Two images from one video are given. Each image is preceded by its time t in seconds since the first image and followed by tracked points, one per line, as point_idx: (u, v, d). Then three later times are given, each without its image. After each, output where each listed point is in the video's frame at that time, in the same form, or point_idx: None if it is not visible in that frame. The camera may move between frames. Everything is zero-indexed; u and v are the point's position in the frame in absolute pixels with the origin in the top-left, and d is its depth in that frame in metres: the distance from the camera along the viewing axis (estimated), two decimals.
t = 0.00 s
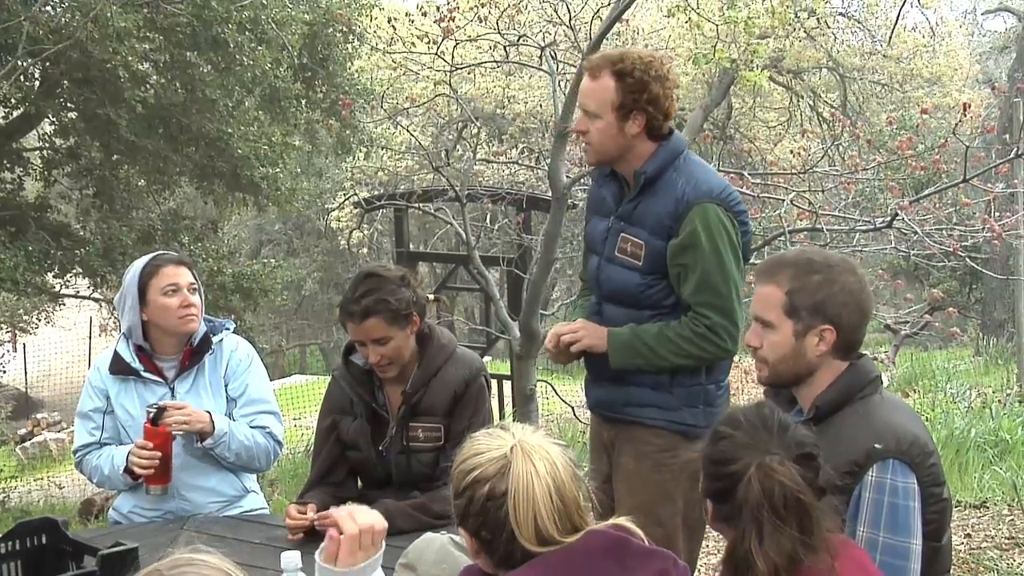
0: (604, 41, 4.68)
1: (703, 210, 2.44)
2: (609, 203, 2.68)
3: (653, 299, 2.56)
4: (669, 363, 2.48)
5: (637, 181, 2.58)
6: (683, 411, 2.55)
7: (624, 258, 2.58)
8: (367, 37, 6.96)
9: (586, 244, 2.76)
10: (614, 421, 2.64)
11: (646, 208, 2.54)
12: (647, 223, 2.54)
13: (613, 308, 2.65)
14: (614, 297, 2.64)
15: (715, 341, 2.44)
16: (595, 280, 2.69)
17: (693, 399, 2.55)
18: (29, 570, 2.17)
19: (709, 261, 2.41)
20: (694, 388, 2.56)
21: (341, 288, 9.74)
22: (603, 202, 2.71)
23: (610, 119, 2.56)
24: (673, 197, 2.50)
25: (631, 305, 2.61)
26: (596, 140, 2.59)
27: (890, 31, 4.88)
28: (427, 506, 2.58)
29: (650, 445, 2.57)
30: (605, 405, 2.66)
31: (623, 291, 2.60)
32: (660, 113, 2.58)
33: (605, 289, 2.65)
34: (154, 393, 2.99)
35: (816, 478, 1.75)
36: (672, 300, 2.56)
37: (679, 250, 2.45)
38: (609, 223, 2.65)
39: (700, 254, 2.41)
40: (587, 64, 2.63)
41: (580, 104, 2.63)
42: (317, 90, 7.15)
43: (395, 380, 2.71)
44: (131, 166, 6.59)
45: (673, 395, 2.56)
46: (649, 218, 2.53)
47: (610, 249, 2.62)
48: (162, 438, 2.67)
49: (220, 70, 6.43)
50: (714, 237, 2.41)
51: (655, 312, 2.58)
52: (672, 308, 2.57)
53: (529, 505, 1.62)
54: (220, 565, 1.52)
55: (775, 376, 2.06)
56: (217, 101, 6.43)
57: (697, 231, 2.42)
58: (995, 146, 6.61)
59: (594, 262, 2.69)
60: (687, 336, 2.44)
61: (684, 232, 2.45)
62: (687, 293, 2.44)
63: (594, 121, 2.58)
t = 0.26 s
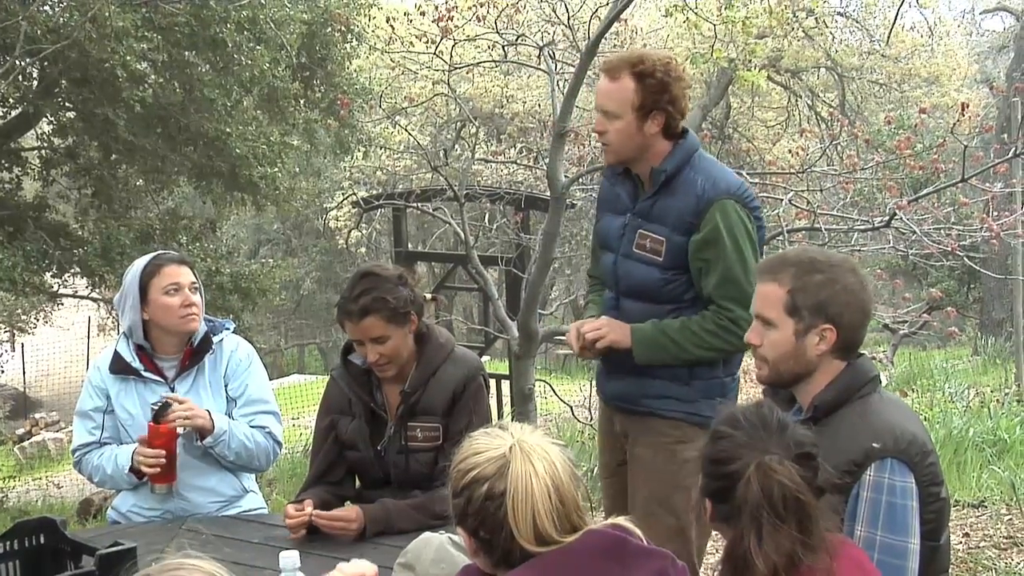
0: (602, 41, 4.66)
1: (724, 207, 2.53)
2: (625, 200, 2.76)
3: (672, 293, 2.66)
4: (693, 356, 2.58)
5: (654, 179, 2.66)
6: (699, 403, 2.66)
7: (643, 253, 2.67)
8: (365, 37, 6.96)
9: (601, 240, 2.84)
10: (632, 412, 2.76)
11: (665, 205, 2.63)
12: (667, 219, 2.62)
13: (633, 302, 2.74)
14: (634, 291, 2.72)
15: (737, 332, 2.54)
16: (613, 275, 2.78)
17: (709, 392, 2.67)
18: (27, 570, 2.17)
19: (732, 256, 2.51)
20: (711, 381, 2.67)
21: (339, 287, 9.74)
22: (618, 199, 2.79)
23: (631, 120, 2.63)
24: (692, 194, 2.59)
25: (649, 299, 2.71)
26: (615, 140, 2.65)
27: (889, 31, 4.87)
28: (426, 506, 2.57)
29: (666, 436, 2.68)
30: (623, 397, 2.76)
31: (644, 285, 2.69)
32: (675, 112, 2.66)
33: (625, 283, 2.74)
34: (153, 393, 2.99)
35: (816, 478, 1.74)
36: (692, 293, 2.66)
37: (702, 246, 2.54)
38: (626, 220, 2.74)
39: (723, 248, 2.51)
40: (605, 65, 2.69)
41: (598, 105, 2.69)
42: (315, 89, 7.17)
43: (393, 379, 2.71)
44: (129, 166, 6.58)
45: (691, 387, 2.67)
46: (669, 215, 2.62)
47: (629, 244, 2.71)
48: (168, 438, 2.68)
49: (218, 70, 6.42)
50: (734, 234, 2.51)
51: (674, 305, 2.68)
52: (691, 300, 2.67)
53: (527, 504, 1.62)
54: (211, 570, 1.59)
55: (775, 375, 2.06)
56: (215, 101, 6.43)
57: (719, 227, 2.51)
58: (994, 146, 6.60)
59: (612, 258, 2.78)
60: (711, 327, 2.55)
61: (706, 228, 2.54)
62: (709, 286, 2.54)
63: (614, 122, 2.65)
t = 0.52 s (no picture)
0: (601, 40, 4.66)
1: (739, 201, 2.57)
2: (633, 200, 2.76)
3: (688, 289, 2.67)
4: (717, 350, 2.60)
5: (668, 177, 2.67)
6: (716, 396, 2.69)
7: (658, 251, 2.68)
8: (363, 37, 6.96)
9: (606, 241, 2.84)
10: (645, 409, 2.74)
11: (681, 201, 2.64)
12: (683, 216, 2.64)
13: (648, 299, 2.74)
14: (648, 289, 2.72)
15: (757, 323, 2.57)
16: (624, 274, 2.77)
17: (724, 384, 2.70)
18: (25, 571, 2.17)
19: (751, 248, 2.53)
20: (725, 374, 2.71)
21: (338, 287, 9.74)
22: (625, 199, 2.79)
23: (665, 121, 2.63)
24: (707, 190, 2.61)
25: (663, 295, 2.71)
26: (653, 141, 2.63)
27: (887, 31, 4.87)
28: (424, 506, 2.57)
29: (682, 431, 2.68)
30: (636, 394, 2.74)
31: (661, 283, 2.69)
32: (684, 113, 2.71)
33: (638, 281, 2.73)
34: (152, 392, 2.98)
35: (813, 478, 1.74)
36: (706, 288, 2.68)
37: (720, 240, 2.56)
38: (636, 219, 2.74)
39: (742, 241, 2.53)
40: (625, 67, 2.67)
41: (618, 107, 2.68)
42: (313, 90, 7.19)
43: (389, 379, 2.71)
44: (127, 166, 6.58)
45: (707, 380, 2.69)
46: (686, 211, 2.63)
47: (641, 242, 2.71)
48: (169, 441, 2.69)
49: (216, 69, 6.41)
50: (751, 227, 2.55)
51: (689, 300, 2.69)
52: (705, 295, 2.69)
53: (525, 503, 1.62)
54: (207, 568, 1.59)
55: (773, 375, 2.05)
56: (213, 101, 6.42)
57: (738, 221, 2.53)
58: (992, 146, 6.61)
59: (622, 257, 2.77)
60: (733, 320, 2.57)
61: (724, 222, 2.56)
62: (728, 280, 2.55)
63: (651, 124, 2.62)
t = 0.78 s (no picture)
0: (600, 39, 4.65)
1: (747, 199, 2.60)
2: (637, 201, 2.76)
3: (699, 286, 2.67)
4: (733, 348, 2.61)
5: (675, 176, 2.68)
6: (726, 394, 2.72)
7: (668, 250, 2.68)
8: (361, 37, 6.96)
9: (609, 243, 2.83)
10: (656, 408, 2.73)
11: (690, 200, 2.65)
12: (693, 214, 2.65)
13: (658, 298, 2.73)
14: (658, 288, 2.71)
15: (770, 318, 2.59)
16: (632, 274, 2.76)
17: (733, 382, 2.74)
18: (24, 571, 2.17)
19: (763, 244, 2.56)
20: (734, 371, 2.74)
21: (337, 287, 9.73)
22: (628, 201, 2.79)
23: (672, 123, 2.64)
24: (717, 188, 2.63)
25: (674, 294, 2.70)
26: (661, 141, 2.62)
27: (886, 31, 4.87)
28: (423, 506, 2.57)
29: (694, 428, 2.68)
30: (648, 393, 2.74)
31: (671, 281, 2.68)
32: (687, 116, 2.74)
33: (647, 281, 2.73)
34: (151, 392, 2.98)
35: (812, 477, 1.74)
36: (715, 286, 2.69)
37: (732, 237, 2.57)
38: (642, 220, 2.74)
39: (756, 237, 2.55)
40: (631, 70, 2.69)
41: (623, 109, 2.68)
42: (312, 89, 7.21)
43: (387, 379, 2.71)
44: (126, 166, 6.58)
45: (718, 378, 2.71)
46: (696, 209, 2.64)
47: (649, 242, 2.71)
48: (176, 434, 2.77)
49: (215, 69, 6.40)
50: (762, 223, 2.58)
51: (700, 298, 2.70)
52: (715, 293, 2.70)
53: (524, 503, 1.62)
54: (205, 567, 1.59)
55: (771, 375, 2.06)
56: (211, 101, 6.42)
57: (750, 218, 2.56)
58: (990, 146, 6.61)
59: (628, 258, 2.76)
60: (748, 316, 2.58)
61: (735, 219, 2.58)
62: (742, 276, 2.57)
63: (660, 125, 2.63)
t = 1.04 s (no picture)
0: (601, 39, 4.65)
1: (747, 196, 2.59)
2: (638, 200, 2.76)
3: (702, 284, 2.67)
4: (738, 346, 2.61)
5: (675, 175, 2.68)
6: (729, 392, 2.73)
7: (669, 248, 2.68)
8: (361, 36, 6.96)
9: (610, 243, 2.83)
10: (660, 407, 2.73)
11: (691, 198, 2.65)
12: (694, 212, 2.64)
13: (660, 297, 2.72)
14: (660, 286, 2.71)
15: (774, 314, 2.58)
16: (634, 273, 2.76)
17: (736, 380, 2.74)
18: (24, 571, 2.17)
19: (764, 241, 2.56)
20: (737, 370, 2.75)
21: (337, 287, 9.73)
22: (630, 200, 2.79)
23: (671, 122, 2.64)
24: (718, 186, 2.63)
25: (677, 292, 2.70)
26: (659, 140, 2.63)
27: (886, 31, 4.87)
28: (424, 505, 2.57)
29: (696, 427, 2.68)
30: (653, 393, 2.74)
31: (673, 280, 2.68)
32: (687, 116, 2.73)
33: (649, 280, 2.72)
34: (151, 392, 2.98)
35: (813, 478, 1.74)
36: (717, 284, 2.69)
37: (733, 234, 2.57)
38: (644, 219, 2.74)
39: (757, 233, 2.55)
40: (630, 71, 2.69)
41: (623, 109, 2.68)
42: (312, 89, 7.21)
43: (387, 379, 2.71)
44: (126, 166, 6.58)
45: (721, 377, 2.72)
46: (697, 207, 2.64)
47: (650, 240, 2.71)
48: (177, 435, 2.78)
49: (215, 68, 6.40)
50: (763, 221, 2.58)
51: (703, 296, 2.69)
52: (717, 291, 2.70)
53: (525, 503, 1.62)
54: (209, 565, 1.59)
55: (769, 374, 2.06)
56: (211, 101, 6.42)
57: (751, 215, 2.56)
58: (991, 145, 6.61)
59: (630, 258, 2.76)
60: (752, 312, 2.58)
61: (737, 216, 2.58)
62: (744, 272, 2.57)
63: (658, 124, 2.63)
